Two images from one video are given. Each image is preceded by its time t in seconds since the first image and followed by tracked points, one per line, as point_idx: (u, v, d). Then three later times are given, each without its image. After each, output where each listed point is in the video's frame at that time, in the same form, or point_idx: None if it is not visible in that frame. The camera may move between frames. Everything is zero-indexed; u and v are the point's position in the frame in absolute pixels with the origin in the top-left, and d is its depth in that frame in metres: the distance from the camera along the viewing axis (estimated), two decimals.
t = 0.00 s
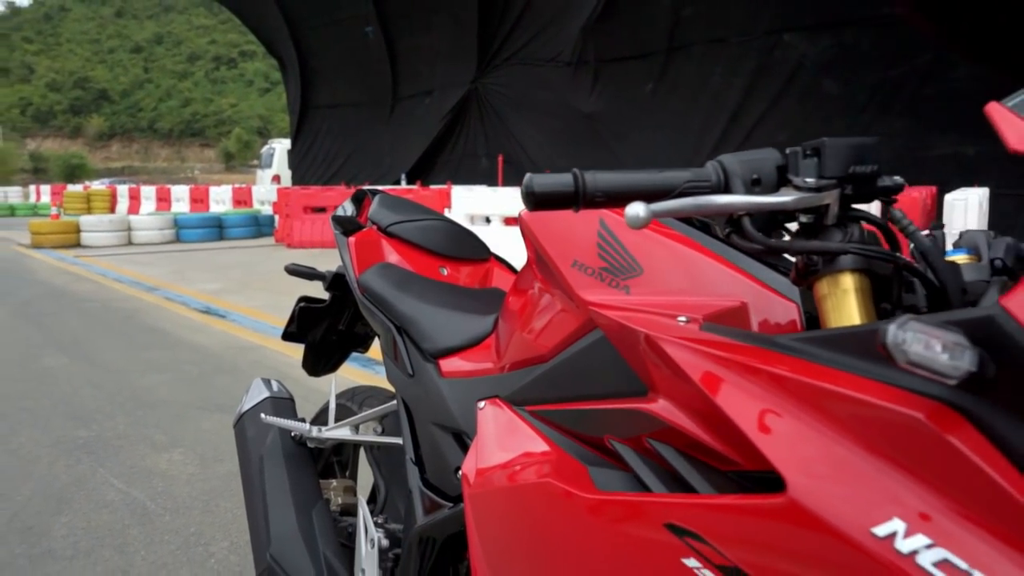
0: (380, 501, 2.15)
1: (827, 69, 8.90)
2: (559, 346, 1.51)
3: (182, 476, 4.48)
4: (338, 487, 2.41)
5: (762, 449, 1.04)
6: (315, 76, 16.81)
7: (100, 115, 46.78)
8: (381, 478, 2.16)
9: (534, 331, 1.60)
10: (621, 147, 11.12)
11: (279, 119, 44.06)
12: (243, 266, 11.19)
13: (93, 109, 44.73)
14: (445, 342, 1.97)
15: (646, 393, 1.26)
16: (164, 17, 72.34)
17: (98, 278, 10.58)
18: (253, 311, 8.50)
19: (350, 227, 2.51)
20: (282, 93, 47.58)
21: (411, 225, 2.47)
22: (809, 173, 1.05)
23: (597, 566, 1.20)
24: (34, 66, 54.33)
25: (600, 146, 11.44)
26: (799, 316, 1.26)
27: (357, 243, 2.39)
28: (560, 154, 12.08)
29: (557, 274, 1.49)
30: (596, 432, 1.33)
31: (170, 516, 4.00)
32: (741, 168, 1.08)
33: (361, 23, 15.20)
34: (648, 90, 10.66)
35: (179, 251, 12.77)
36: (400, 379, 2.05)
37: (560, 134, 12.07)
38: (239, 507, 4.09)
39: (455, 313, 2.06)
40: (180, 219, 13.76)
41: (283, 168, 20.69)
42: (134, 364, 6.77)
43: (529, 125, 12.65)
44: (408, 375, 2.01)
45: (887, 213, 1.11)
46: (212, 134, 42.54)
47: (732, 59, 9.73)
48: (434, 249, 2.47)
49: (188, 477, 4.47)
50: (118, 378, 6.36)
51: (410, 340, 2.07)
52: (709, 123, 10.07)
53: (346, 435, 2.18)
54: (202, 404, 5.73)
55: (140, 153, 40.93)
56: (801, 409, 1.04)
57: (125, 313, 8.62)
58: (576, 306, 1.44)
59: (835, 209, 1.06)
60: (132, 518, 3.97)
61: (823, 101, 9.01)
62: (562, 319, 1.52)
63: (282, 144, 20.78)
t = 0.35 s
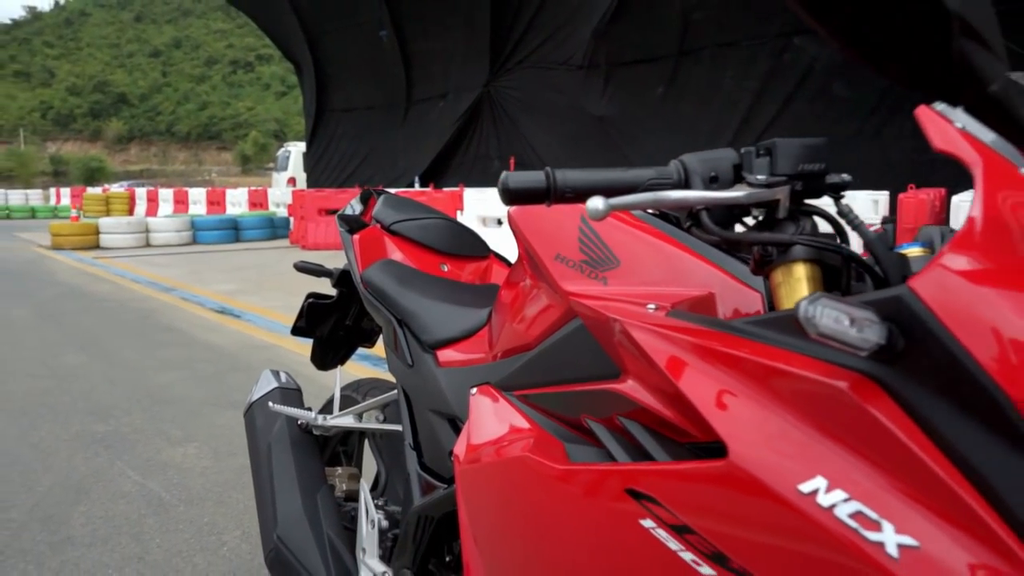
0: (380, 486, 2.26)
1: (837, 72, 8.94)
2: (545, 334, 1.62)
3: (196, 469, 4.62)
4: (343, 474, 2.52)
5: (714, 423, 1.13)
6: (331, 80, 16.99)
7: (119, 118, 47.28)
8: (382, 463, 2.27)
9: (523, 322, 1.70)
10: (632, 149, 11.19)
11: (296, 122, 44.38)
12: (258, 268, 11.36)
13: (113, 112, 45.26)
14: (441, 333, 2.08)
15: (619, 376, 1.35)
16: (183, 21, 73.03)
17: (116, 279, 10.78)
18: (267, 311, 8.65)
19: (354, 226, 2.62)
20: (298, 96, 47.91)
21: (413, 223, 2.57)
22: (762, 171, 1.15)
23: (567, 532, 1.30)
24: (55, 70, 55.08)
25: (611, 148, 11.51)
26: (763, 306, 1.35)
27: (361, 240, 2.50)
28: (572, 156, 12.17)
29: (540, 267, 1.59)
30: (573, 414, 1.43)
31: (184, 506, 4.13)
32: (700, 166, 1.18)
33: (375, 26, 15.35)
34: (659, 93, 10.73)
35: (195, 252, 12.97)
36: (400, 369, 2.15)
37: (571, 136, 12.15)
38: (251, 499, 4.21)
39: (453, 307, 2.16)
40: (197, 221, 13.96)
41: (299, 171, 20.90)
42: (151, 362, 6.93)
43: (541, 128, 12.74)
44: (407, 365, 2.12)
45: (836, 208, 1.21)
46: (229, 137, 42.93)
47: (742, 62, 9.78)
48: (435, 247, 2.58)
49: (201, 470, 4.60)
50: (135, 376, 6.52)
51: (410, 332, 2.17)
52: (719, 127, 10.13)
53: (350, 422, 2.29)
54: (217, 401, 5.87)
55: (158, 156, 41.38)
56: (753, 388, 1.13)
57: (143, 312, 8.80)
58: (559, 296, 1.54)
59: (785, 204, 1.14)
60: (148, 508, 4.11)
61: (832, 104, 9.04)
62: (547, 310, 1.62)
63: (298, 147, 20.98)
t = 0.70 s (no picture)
0: (382, 470, 2.38)
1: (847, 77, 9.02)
2: (532, 322, 1.72)
3: (209, 462, 4.76)
4: (348, 461, 2.64)
5: (672, 399, 1.19)
6: (345, 84, 17.19)
7: (137, 122, 47.83)
8: (384, 449, 2.39)
9: (515, 312, 1.80)
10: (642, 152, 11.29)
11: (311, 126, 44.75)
12: (273, 270, 11.53)
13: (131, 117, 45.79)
14: (439, 325, 2.19)
15: (596, 358, 1.44)
16: (199, 26, 73.74)
17: (134, 280, 10.98)
18: (281, 312, 8.81)
19: (359, 225, 2.75)
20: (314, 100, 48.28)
21: (414, 221, 2.69)
22: (720, 168, 1.26)
23: (542, 498, 1.39)
24: (75, 76, 55.87)
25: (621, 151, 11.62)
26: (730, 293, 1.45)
27: (366, 237, 2.62)
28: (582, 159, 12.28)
29: (527, 261, 1.70)
30: (556, 395, 1.53)
31: (199, 496, 4.27)
32: (664, 163, 1.29)
33: (389, 31, 15.54)
34: (668, 96, 10.82)
35: (211, 254, 13.17)
36: (401, 359, 2.26)
37: (581, 140, 12.27)
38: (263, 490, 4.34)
39: (452, 300, 2.27)
40: (213, 224, 14.18)
41: (314, 174, 21.12)
42: (168, 360, 7.10)
43: (552, 132, 12.86)
44: (407, 355, 2.23)
45: (791, 202, 1.32)
46: (246, 141, 43.38)
47: (751, 66, 9.89)
48: (436, 244, 2.69)
49: (216, 462, 4.75)
50: (152, 374, 6.68)
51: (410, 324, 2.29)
52: (729, 130, 10.21)
53: (355, 410, 2.41)
54: (231, 397, 6.02)
55: (175, 160, 41.83)
56: (710, 366, 1.18)
57: (160, 313, 8.98)
58: (544, 287, 1.64)
59: (742, 198, 1.24)
60: (163, 499, 4.25)
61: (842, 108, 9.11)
62: (536, 300, 1.72)
63: (313, 151, 21.21)
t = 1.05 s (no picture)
0: (383, 458, 2.47)
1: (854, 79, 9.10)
2: (523, 314, 1.82)
3: (220, 456, 4.88)
4: (352, 451, 2.74)
5: (645, 383, 1.26)
6: (355, 87, 17.35)
7: (149, 124, 48.17)
8: (385, 437, 2.49)
9: (508, 305, 1.90)
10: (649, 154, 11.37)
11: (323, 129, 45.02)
12: (283, 271, 11.68)
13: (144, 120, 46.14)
14: (438, 318, 2.29)
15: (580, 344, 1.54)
16: (211, 29, 74.23)
17: (146, 281, 11.14)
18: (290, 312, 8.94)
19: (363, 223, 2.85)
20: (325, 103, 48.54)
21: (416, 220, 2.79)
22: (691, 166, 1.35)
23: (525, 474, 1.48)
24: (89, 80, 56.38)
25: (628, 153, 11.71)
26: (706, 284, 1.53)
27: (369, 234, 2.72)
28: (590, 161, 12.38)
29: (518, 255, 1.80)
30: (542, 380, 1.63)
31: (210, 489, 4.39)
32: (640, 163, 1.38)
33: (399, 34, 15.69)
34: (676, 99, 10.91)
35: (222, 256, 13.32)
36: (401, 351, 2.36)
37: (589, 142, 12.37)
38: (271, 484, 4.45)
39: (451, 295, 2.37)
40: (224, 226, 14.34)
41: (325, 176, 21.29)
42: (180, 358, 7.24)
43: (560, 134, 12.95)
44: (408, 348, 2.32)
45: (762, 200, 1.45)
46: (258, 144, 43.69)
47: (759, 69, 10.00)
48: (437, 242, 2.79)
49: (226, 456, 4.87)
50: (164, 371, 6.82)
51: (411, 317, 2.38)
52: (735, 132, 10.28)
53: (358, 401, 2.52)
54: (242, 394, 6.15)
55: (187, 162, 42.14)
56: (679, 350, 1.26)
57: (172, 313, 9.13)
58: (534, 279, 1.74)
59: (711, 193, 1.34)
60: (175, 491, 4.37)
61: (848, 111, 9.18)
62: (527, 293, 1.81)
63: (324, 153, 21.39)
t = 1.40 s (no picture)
0: (382, 447, 2.59)
1: (858, 83, 9.21)
2: (512, 307, 1.92)
3: (229, 451, 5.02)
4: (353, 442, 2.89)
5: (617, 370, 1.37)
6: (363, 89, 17.52)
7: (159, 127, 48.55)
8: (384, 427, 2.61)
9: (499, 299, 2.00)
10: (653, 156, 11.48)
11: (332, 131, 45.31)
12: (291, 272, 11.83)
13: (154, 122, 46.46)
14: (435, 313, 2.40)
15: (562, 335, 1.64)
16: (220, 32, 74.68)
17: (157, 282, 11.30)
18: (298, 312, 9.08)
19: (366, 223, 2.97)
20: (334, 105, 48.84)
21: (416, 220, 2.91)
22: (661, 169, 1.47)
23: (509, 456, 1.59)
24: (100, 83, 56.83)
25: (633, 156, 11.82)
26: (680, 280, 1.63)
27: (370, 234, 2.84)
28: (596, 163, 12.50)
29: (507, 254, 1.89)
30: (527, 368, 1.73)
31: (218, 482, 4.52)
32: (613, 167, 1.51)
33: (407, 37, 15.85)
34: (681, 101, 11.02)
35: (231, 257, 13.49)
36: (401, 345, 2.47)
37: (594, 145, 12.49)
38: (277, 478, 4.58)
39: (448, 292, 2.48)
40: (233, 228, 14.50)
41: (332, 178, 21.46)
42: (190, 356, 7.39)
43: (567, 137, 13.06)
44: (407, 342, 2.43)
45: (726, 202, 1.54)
46: (267, 146, 43.99)
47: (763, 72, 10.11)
48: (436, 241, 2.91)
49: (235, 451, 5.01)
50: (176, 369, 6.96)
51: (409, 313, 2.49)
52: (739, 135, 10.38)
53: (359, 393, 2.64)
54: (251, 392, 6.29)
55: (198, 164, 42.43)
56: (647, 339, 1.37)
57: (182, 313, 9.28)
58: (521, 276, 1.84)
59: (680, 195, 1.45)
60: (184, 485, 4.50)
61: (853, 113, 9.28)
62: (516, 289, 1.92)
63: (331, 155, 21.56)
